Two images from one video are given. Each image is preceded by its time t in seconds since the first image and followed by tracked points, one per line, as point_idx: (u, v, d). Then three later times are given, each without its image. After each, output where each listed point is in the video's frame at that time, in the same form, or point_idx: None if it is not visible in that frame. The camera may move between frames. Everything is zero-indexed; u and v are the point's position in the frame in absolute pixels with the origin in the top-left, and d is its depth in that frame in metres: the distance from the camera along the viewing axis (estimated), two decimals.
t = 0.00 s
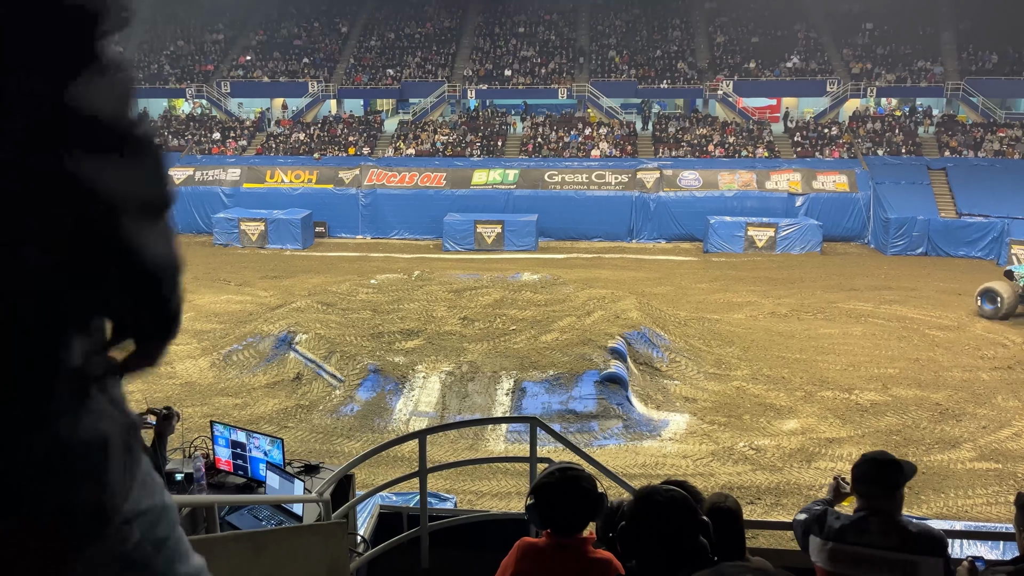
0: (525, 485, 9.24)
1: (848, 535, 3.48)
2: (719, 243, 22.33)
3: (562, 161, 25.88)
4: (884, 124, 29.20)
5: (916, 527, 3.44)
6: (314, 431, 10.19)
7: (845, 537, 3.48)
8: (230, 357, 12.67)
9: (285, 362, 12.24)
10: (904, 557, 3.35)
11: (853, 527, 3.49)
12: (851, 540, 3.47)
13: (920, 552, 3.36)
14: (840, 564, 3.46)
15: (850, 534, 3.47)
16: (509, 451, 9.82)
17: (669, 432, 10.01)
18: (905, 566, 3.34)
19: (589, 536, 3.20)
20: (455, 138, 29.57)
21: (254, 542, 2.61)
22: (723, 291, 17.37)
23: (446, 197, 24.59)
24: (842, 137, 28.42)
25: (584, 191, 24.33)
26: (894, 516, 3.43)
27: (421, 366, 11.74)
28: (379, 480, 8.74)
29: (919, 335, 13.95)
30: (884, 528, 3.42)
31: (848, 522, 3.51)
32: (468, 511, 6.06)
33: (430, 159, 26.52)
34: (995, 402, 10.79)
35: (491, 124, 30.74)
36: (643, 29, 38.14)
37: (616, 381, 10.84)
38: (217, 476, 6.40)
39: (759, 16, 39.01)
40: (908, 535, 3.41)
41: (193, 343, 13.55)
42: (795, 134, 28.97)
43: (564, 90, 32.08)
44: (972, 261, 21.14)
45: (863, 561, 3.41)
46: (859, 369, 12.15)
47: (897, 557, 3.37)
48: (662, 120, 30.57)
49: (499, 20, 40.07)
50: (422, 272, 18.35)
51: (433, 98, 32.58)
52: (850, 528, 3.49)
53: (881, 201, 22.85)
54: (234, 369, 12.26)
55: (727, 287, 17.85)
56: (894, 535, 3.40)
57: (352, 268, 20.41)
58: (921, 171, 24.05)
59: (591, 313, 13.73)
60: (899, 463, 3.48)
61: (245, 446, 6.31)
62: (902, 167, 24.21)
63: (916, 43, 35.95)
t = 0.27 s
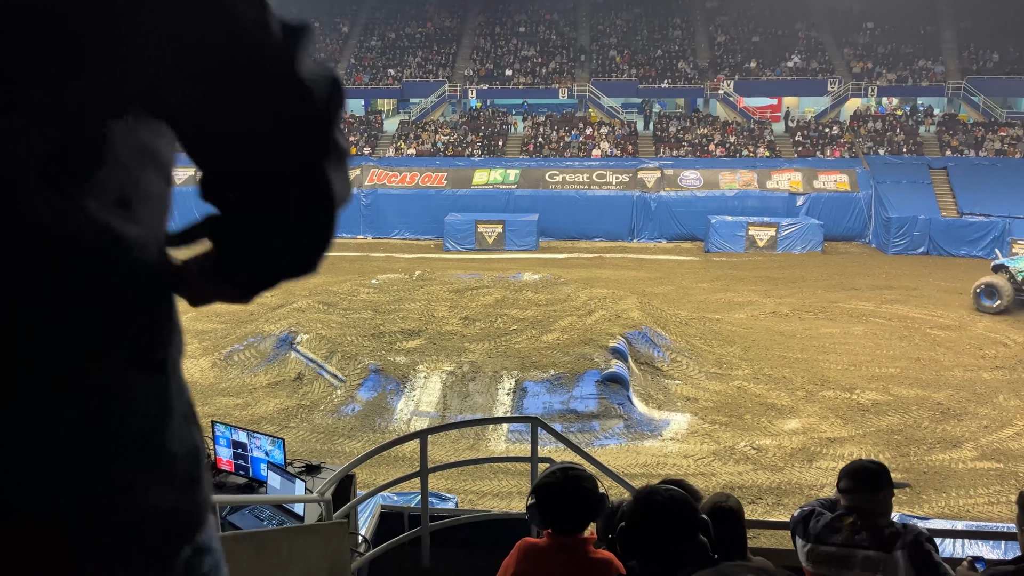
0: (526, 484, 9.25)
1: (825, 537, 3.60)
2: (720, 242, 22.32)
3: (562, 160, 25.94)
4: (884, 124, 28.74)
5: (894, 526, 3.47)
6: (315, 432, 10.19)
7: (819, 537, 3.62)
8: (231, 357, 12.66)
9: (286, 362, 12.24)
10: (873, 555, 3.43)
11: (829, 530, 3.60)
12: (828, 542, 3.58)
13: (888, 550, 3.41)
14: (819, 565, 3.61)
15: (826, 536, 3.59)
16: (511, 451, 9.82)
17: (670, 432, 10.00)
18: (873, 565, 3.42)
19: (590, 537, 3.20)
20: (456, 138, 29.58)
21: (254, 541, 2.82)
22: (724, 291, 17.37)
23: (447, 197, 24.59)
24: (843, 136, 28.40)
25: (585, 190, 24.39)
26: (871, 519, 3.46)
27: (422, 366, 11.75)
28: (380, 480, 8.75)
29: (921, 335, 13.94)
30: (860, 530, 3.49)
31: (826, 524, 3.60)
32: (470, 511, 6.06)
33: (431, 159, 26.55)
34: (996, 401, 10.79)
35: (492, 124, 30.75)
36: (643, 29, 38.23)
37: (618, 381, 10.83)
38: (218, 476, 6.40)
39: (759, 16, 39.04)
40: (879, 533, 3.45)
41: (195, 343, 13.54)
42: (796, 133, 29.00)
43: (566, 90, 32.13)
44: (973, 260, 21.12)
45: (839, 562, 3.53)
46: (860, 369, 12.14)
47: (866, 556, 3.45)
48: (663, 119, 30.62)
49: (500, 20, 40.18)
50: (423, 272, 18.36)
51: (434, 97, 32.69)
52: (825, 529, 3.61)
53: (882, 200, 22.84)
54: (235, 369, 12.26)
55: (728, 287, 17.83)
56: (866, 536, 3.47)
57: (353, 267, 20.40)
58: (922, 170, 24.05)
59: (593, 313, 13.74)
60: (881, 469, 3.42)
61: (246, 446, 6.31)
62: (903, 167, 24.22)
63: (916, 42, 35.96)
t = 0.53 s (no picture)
0: (528, 484, 9.24)
1: (822, 537, 3.60)
2: (722, 242, 22.29)
3: (564, 160, 25.96)
4: (887, 122, 29.18)
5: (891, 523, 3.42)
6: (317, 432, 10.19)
7: (816, 537, 3.64)
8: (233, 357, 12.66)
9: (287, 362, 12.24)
10: (866, 554, 3.40)
11: (826, 529, 3.61)
12: (825, 542, 3.59)
13: (880, 548, 3.36)
14: (817, 566, 3.60)
15: (822, 535, 3.60)
16: (513, 451, 9.81)
17: (673, 432, 9.98)
18: (865, 563, 3.39)
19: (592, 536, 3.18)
20: (458, 138, 29.57)
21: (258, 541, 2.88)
22: (726, 290, 17.35)
23: (448, 196, 24.59)
24: (845, 134, 28.35)
25: (587, 190, 24.42)
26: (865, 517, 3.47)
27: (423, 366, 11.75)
28: (382, 480, 8.76)
29: (923, 334, 13.92)
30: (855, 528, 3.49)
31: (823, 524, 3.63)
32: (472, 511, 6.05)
33: (433, 159, 26.56)
34: (999, 401, 10.76)
35: (493, 124, 30.75)
36: (645, 28, 38.16)
37: (620, 380, 10.80)
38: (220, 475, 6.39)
39: (761, 15, 39.02)
40: (872, 532, 3.42)
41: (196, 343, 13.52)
42: (798, 132, 28.97)
43: (567, 89, 32.09)
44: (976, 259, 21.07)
45: (834, 560, 3.52)
46: (863, 368, 12.13)
47: (860, 555, 3.43)
48: (665, 119, 30.57)
49: (501, 19, 40.15)
50: (424, 272, 18.36)
51: (436, 97, 32.59)
52: (820, 529, 3.63)
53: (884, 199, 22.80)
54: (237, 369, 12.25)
55: (730, 287, 17.81)
56: (858, 533, 3.47)
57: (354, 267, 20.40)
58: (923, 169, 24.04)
59: (594, 312, 13.73)
60: (874, 469, 3.48)
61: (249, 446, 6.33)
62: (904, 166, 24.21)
63: (919, 41, 35.86)
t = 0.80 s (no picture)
0: (531, 484, 9.24)
1: (817, 532, 3.57)
2: (725, 241, 22.27)
3: (567, 160, 25.93)
4: (890, 121, 29.07)
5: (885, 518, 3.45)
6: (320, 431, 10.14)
7: (812, 535, 3.59)
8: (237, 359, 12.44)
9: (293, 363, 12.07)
10: (864, 547, 3.44)
11: (821, 525, 3.57)
12: (819, 538, 3.57)
13: (879, 542, 3.41)
14: (813, 563, 3.58)
15: (818, 532, 3.57)
16: (515, 451, 9.80)
17: (676, 432, 9.97)
18: (865, 556, 3.44)
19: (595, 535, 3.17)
20: (460, 138, 29.55)
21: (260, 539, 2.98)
22: (730, 290, 17.32)
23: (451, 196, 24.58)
24: (849, 134, 28.29)
25: (590, 190, 24.39)
26: (861, 510, 3.47)
27: (426, 366, 11.75)
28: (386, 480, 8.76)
29: (928, 334, 13.88)
30: (850, 522, 3.49)
31: (817, 521, 3.59)
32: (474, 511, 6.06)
33: (436, 158, 26.53)
34: (1003, 400, 10.73)
35: (496, 124, 30.72)
36: (647, 27, 38.06)
37: (623, 380, 10.77)
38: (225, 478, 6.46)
39: (764, 14, 38.92)
40: (869, 526, 3.45)
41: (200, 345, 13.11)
42: (801, 131, 28.89)
43: (570, 88, 32.01)
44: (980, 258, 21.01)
45: (832, 556, 3.53)
46: (866, 367, 12.10)
47: (858, 549, 3.46)
48: (668, 118, 30.49)
49: (503, 19, 40.08)
50: (428, 273, 18.35)
51: (439, 97, 32.49)
52: (816, 527, 3.58)
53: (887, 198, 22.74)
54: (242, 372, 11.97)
55: (734, 286, 17.78)
56: (855, 527, 3.48)
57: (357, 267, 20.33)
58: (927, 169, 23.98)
59: (598, 312, 13.70)
60: (864, 463, 3.47)
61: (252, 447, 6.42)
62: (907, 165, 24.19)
63: (922, 40, 35.76)
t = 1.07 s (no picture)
0: (536, 484, 9.24)
1: (815, 532, 3.52)
2: (729, 241, 22.22)
3: (571, 160, 25.93)
4: (895, 121, 28.97)
5: (883, 518, 3.41)
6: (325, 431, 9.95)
7: (807, 533, 3.56)
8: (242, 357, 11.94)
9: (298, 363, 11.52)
10: (860, 547, 3.39)
11: (818, 524, 3.53)
12: (817, 536, 3.52)
13: (876, 542, 3.36)
14: (810, 562, 3.53)
15: (815, 530, 3.52)
16: (520, 451, 9.80)
17: (680, 432, 9.96)
18: (860, 556, 3.39)
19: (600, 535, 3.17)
20: (464, 138, 29.57)
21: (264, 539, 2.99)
22: (735, 290, 17.28)
23: (455, 197, 24.57)
24: (854, 134, 28.22)
25: (594, 190, 24.35)
26: (857, 509, 3.44)
27: (431, 366, 11.75)
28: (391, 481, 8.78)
29: (933, 334, 13.84)
30: (847, 522, 3.45)
31: (815, 520, 3.55)
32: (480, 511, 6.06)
33: (440, 159, 26.53)
34: (1008, 400, 10.70)
35: (500, 124, 30.70)
36: (651, 27, 37.99)
37: (627, 380, 10.77)
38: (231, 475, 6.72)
39: (768, 14, 38.83)
40: (865, 525, 3.41)
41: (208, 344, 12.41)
42: (806, 131, 28.80)
43: (574, 88, 31.96)
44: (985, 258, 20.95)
45: (829, 555, 3.47)
46: (872, 367, 12.07)
47: (854, 548, 3.41)
48: (672, 118, 30.42)
49: (507, 19, 40.05)
50: (432, 273, 18.34)
51: (443, 97, 32.45)
52: (812, 524, 3.55)
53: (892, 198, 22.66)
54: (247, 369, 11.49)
55: (738, 286, 17.75)
56: (852, 527, 3.44)
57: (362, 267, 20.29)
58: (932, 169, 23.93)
59: (602, 313, 13.68)
60: (863, 462, 3.44)
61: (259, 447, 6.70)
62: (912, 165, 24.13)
63: (927, 39, 35.68)
